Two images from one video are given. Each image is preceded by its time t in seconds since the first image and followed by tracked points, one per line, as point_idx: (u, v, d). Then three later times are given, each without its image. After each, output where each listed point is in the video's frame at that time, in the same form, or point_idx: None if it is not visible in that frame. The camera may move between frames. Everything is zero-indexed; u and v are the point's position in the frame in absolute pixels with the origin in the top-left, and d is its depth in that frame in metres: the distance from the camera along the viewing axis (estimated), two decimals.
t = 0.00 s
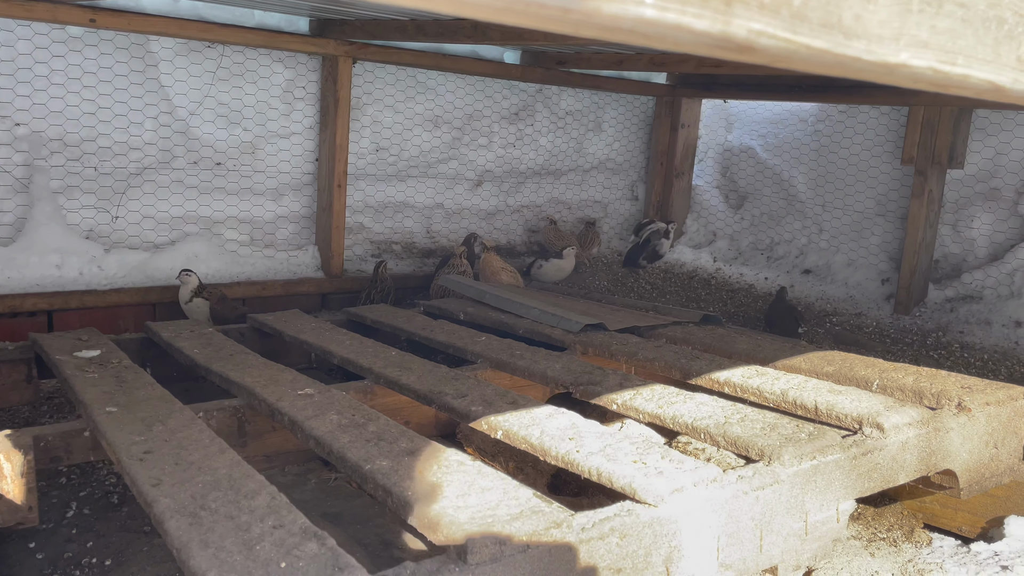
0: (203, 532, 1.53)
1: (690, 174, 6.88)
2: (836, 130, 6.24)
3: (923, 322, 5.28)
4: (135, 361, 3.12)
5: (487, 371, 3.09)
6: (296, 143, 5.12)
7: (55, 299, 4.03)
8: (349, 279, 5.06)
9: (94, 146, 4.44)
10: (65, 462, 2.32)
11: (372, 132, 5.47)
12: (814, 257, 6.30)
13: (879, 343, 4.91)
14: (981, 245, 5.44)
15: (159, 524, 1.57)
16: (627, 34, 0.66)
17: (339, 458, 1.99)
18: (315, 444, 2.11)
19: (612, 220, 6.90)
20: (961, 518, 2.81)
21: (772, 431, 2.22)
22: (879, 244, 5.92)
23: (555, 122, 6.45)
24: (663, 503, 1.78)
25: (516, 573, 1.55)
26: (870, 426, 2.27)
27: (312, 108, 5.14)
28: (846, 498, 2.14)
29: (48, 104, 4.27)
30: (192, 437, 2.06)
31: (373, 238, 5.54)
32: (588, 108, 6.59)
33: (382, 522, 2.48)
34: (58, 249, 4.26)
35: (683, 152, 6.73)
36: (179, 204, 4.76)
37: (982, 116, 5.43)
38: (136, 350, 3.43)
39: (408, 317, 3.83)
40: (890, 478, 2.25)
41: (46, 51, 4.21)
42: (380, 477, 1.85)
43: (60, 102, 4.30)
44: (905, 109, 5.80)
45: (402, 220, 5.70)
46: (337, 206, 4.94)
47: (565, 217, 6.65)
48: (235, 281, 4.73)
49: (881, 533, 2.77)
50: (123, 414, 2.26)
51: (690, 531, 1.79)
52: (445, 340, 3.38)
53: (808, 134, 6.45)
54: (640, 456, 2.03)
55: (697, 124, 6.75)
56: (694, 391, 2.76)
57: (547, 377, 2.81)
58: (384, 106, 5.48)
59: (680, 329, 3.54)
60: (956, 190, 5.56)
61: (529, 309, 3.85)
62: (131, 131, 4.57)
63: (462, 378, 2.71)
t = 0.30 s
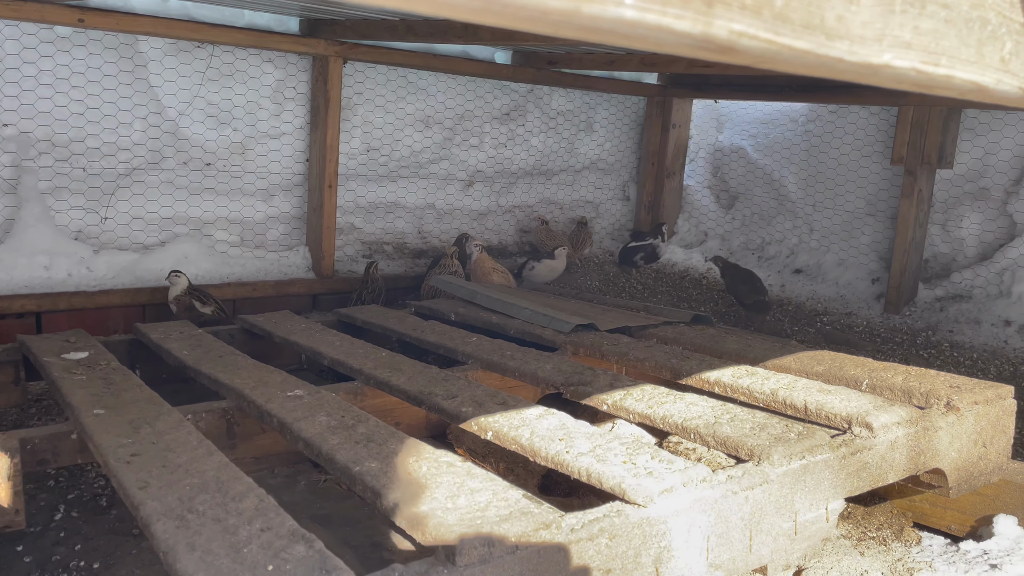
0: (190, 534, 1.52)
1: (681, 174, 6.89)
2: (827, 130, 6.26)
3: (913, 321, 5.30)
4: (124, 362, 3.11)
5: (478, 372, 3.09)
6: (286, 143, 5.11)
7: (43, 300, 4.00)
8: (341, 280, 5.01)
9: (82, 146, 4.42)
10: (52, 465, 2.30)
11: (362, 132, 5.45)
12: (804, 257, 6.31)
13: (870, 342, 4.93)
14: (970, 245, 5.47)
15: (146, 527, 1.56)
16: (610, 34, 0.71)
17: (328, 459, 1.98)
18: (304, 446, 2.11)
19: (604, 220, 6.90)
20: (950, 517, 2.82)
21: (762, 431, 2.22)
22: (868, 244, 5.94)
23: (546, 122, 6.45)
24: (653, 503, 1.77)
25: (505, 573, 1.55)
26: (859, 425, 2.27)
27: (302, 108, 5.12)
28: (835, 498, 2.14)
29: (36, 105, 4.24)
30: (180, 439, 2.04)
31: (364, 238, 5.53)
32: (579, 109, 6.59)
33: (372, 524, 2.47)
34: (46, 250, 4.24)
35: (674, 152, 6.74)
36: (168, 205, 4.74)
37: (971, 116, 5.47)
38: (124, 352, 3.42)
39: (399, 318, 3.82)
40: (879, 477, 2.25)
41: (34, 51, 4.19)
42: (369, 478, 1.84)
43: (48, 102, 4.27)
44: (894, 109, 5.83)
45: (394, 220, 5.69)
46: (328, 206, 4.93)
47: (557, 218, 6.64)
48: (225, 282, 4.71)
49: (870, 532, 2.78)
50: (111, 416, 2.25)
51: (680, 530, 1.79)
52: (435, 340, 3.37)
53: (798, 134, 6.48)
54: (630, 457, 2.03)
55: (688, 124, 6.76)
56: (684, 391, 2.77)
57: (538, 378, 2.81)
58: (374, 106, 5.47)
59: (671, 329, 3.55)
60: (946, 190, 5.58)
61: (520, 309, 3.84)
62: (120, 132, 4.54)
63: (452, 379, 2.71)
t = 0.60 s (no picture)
0: (178, 536, 1.51)
1: (672, 174, 6.91)
2: (816, 130, 6.29)
3: (903, 320, 5.32)
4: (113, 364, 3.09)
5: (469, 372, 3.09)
6: (276, 143, 5.09)
7: (31, 302, 3.98)
8: (332, 281, 5.00)
9: (71, 147, 4.40)
10: (40, 467, 2.29)
11: (353, 132, 5.44)
12: (795, 256, 6.33)
13: (859, 341, 4.95)
14: (959, 244, 5.50)
15: (134, 529, 1.55)
16: (592, 33, 0.74)
17: (318, 461, 1.98)
18: (293, 447, 2.10)
19: (595, 220, 6.91)
20: (939, 515, 2.84)
21: (751, 430, 2.23)
22: (858, 243, 5.96)
23: (537, 122, 6.45)
24: (642, 503, 1.77)
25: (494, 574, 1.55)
26: (848, 424, 2.28)
27: (292, 108, 5.11)
28: (823, 496, 2.15)
29: (24, 105, 4.22)
30: (168, 441, 2.04)
31: (355, 238, 5.51)
32: (570, 109, 6.60)
33: (362, 525, 2.46)
34: (34, 251, 4.21)
35: (665, 152, 6.76)
36: (158, 205, 4.72)
37: (959, 116, 5.50)
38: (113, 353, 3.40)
39: (390, 318, 3.81)
40: (867, 476, 2.26)
41: (22, 51, 4.16)
42: (359, 480, 1.84)
43: (36, 102, 4.24)
44: (883, 109, 5.86)
45: (385, 220, 5.68)
46: (319, 206, 4.92)
47: (548, 218, 6.65)
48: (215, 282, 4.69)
49: (860, 529, 2.78)
50: (99, 418, 2.24)
51: (669, 529, 1.79)
52: (426, 341, 3.37)
53: (788, 134, 6.51)
54: (620, 457, 2.03)
55: (678, 124, 6.78)
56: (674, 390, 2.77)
57: (529, 378, 2.81)
58: (365, 106, 5.45)
59: (661, 329, 3.55)
60: (934, 190, 5.61)
61: (510, 309, 3.84)
62: (109, 132, 4.52)
63: (443, 379, 2.70)
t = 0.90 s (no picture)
0: (158, 538, 1.50)
1: (661, 173, 6.91)
2: (805, 130, 6.31)
3: (890, 319, 5.34)
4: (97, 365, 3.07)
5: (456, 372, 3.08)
6: (264, 143, 5.06)
7: (15, 303, 3.96)
8: (319, 281, 4.99)
9: (56, 146, 4.36)
10: (22, 468, 2.27)
11: (341, 132, 5.41)
12: (784, 255, 6.34)
13: (847, 340, 4.96)
14: (946, 243, 5.52)
15: (113, 531, 1.54)
16: (558, 24, 0.74)
17: (301, 461, 1.96)
18: (277, 448, 2.09)
19: (584, 220, 6.90)
20: (925, 513, 2.84)
21: (737, 428, 2.23)
22: (846, 242, 5.98)
23: (526, 122, 6.44)
24: (626, 503, 1.76)
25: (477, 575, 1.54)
26: (834, 422, 2.29)
27: (280, 108, 5.07)
28: (809, 495, 2.15)
29: (8, 105, 4.18)
30: (150, 442, 2.02)
31: (343, 238, 5.49)
32: (559, 108, 6.59)
33: (347, 526, 2.45)
34: (19, 252, 4.17)
35: (654, 151, 6.76)
36: (144, 205, 4.68)
37: (946, 115, 5.53)
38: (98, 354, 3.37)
39: (378, 318, 3.80)
40: (853, 474, 2.26)
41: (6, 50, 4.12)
42: (342, 480, 1.83)
43: (20, 102, 4.20)
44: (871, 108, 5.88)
45: (373, 220, 5.66)
46: (307, 206, 4.90)
47: (537, 217, 6.64)
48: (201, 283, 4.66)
49: (847, 527, 2.78)
50: (81, 419, 2.22)
51: (653, 527, 1.79)
52: (413, 340, 3.35)
53: (777, 134, 6.53)
54: (604, 456, 2.02)
55: (668, 124, 6.79)
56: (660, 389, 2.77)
57: (516, 377, 2.80)
58: (353, 105, 5.43)
59: (649, 328, 3.55)
60: (921, 189, 5.63)
61: (498, 309, 3.83)
62: (94, 132, 4.48)
63: (429, 379, 2.69)
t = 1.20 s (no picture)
0: (140, 538, 1.48)
1: (651, 172, 6.92)
2: (793, 129, 6.33)
3: (878, 317, 5.36)
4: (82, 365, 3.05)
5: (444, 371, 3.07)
6: (252, 142, 5.03)
7: None
8: (309, 281, 4.96)
9: (41, 145, 4.33)
10: (5, 469, 2.25)
11: (329, 131, 5.39)
12: (772, 254, 6.36)
13: (835, 339, 4.98)
14: (933, 241, 5.54)
15: (95, 531, 1.52)
16: (533, 13, 0.74)
17: (287, 460, 1.95)
18: (263, 447, 2.07)
19: (574, 219, 6.90)
20: (912, 509, 2.85)
21: (724, 426, 2.23)
22: (834, 241, 6.00)
23: (516, 120, 6.43)
24: (612, 501, 1.76)
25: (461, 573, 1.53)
26: (820, 419, 2.29)
27: (268, 106, 5.05)
28: (795, 491, 2.15)
29: None
30: (134, 442, 2.00)
31: (332, 238, 5.47)
32: (549, 107, 6.59)
33: (334, 526, 2.44)
34: (4, 251, 4.14)
35: (643, 151, 6.77)
36: (131, 204, 4.65)
37: (933, 114, 5.56)
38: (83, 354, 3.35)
39: (366, 317, 3.78)
40: (839, 471, 2.27)
41: None
42: (328, 479, 1.82)
43: (5, 101, 4.17)
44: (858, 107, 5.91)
45: (362, 220, 5.64)
46: (295, 206, 4.88)
47: (527, 217, 6.63)
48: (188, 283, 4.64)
49: (834, 525, 2.78)
50: (65, 419, 2.20)
51: (639, 525, 1.79)
52: (402, 339, 3.34)
53: (765, 133, 6.56)
54: (592, 454, 2.01)
55: (657, 123, 6.80)
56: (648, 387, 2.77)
57: (503, 376, 2.79)
58: (341, 104, 5.41)
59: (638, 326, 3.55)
60: (908, 187, 5.66)
61: (487, 307, 3.83)
62: (80, 131, 4.45)
63: (417, 378, 2.68)
